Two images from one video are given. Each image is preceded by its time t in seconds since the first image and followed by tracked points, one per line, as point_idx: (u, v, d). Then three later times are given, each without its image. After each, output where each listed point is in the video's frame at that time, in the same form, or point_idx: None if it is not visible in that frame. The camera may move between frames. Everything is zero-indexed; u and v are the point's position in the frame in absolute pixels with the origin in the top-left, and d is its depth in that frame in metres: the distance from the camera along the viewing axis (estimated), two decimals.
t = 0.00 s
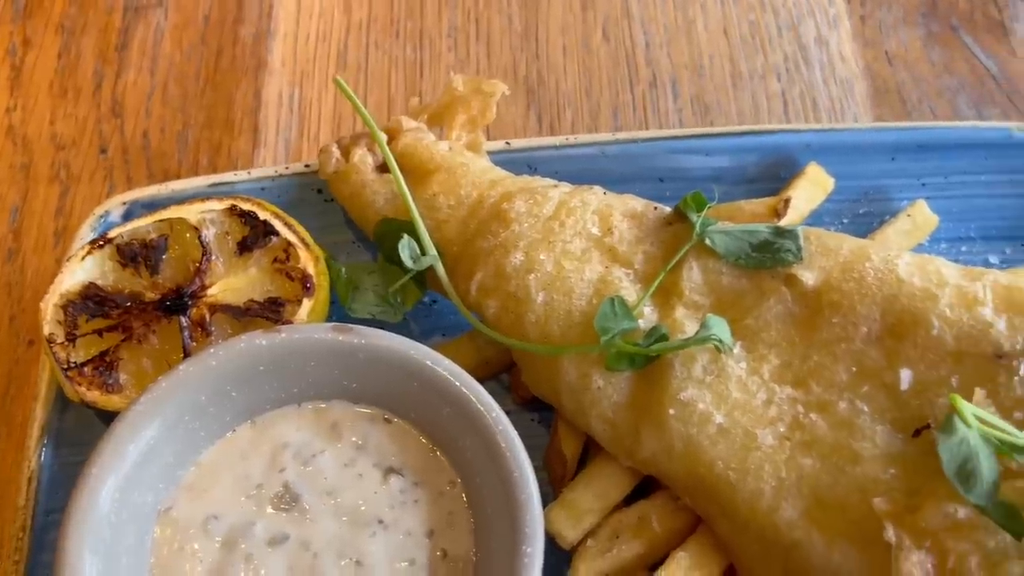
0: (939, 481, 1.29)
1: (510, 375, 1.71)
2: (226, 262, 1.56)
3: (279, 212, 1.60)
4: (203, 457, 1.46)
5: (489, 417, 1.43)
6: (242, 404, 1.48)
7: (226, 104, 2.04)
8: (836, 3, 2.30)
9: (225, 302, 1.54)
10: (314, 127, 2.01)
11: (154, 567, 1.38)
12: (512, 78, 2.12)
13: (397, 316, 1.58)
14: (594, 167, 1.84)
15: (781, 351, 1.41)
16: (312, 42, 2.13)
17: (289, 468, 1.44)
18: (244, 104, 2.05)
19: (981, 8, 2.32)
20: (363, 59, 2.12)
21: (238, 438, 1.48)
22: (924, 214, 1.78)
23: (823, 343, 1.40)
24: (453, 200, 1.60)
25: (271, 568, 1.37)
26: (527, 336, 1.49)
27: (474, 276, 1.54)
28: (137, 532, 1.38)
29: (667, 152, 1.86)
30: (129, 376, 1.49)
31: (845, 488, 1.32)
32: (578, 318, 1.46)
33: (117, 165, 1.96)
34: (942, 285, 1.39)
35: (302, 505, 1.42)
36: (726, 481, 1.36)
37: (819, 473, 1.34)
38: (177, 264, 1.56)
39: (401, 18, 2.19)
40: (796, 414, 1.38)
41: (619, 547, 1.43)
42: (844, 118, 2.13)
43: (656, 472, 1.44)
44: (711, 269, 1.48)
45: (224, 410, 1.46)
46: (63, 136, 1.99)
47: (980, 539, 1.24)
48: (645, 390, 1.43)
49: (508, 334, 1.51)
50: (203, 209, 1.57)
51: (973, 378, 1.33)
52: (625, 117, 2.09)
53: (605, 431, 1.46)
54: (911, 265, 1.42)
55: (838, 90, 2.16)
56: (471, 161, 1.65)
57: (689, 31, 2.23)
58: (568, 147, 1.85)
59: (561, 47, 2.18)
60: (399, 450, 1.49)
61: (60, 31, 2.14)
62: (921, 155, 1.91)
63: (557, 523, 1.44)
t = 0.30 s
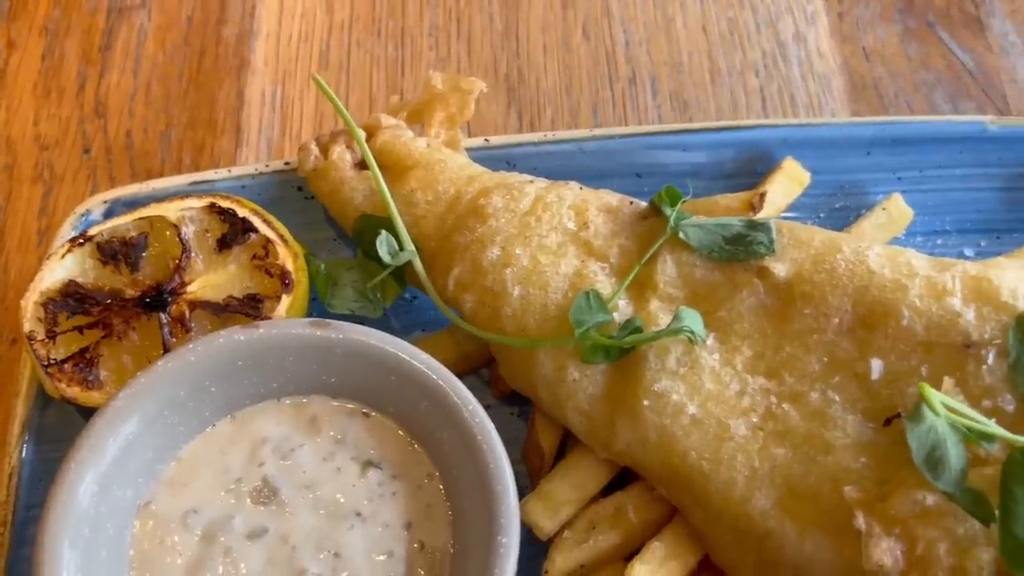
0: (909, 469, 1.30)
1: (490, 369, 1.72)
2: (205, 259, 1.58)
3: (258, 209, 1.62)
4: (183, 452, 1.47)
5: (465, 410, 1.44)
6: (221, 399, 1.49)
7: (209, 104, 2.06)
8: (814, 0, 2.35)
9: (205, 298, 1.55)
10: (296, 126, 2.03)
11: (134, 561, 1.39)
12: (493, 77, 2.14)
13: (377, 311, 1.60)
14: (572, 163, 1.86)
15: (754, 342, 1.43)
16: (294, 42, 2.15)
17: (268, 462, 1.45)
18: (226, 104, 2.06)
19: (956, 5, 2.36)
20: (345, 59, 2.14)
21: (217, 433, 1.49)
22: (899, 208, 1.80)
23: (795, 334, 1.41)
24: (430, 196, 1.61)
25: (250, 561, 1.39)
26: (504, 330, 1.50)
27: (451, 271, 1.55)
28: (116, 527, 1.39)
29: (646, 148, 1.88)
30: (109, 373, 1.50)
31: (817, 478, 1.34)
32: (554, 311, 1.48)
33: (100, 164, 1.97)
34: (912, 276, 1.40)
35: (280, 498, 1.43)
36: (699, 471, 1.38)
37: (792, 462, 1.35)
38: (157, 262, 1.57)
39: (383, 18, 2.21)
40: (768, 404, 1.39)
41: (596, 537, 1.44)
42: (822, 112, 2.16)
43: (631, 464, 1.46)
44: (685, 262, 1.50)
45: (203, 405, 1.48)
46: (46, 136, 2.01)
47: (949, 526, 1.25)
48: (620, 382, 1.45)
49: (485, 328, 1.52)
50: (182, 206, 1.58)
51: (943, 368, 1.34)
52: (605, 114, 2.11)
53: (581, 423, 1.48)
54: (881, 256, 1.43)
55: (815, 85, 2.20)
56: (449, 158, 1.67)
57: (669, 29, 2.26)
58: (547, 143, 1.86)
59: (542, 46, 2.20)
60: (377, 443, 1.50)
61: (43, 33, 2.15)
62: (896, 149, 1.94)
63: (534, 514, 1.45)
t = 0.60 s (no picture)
0: (875, 452, 1.32)
1: (469, 362, 1.74)
2: (185, 253, 1.60)
3: (237, 204, 1.64)
4: (163, 443, 1.49)
5: (442, 400, 1.46)
6: (200, 391, 1.51)
7: (192, 103, 2.08)
8: None
9: (185, 292, 1.57)
10: (278, 124, 2.05)
11: (114, 551, 1.41)
12: (474, 75, 2.17)
13: (355, 305, 1.63)
14: (550, 159, 1.89)
15: (724, 331, 1.45)
16: (277, 42, 2.17)
17: (247, 453, 1.47)
18: (210, 103, 2.08)
19: (933, 2, 2.39)
20: (327, 57, 2.16)
21: (197, 425, 1.51)
22: (874, 200, 1.81)
23: (764, 322, 1.44)
24: (407, 190, 1.64)
25: (228, 549, 1.40)
26: (479, 321, 1.52)
27: (428, 264, 1.57)
28: (96, 517, 1.41)
29: (623, 143, 1.90)
30: (90, 366, 1.52)
31: (786, 463, 1.36)
32: (528, 302, 1.50)
33: (84, 163, 1.99)
34: (879, 264, 1.42)
35: (259, 488, 1.45)
36: (671, 458, 1.40)
37: (761, 448, 1.37)
38: (137, 257, 1.59)
39: (365, 17, 2.23)
40: (739, 391, 1.41)
41: (571, 525, 1.46)
42: (800, 108, 2.18)
43: (605, 452, 1.48)
44: (657, 253, 1.52)
45: (183, 397, 1.50)
46: (31, 136, 2.03)
47: (915, 508, 1.27)
48: (594, 371, 1.47)
49: (461, 319, 1.54)
50: (163, 202, 1.60)
51: (909, 354, 1.37)
52: (585, 111, 2.14)
53: (556, 412, 1.50)
54: (849, 245, 1.46)
55: (793, 82, 2.22)
56: (426, 152, 1.69)
57: (648, 27, 2.28)
58: (525, 139, 1.88)
59: (523, 44, 2.22)
60: (356, 434, 1.52)
61: (28, 34, 2.18)
62: (872, 143, 1.95)
63: (510, 502, 1.47)
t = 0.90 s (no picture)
0: (843, 436, 1.34)
1: (450, 355, 1.76)
2: (167, 247, 1.62)
3: (219, 199, 1.66)
4: (145, 434, 1.51)
5: (419, 388, 1.49)
6: (182, 382, 1.53)
7: (178, 102, 2.11)
8: None
9: (167, 285, 1.60)
10: (263, 122, 2.07)
11: (96, 539, 1.42)
12: (457, 73, 2.19)
13: (336, 298, 1.64)
14: (530, 154, 1.91)
15: (697, 318, 1.48)
16: (262, 41, 2.20)
17: (229, 443, 1.49)
18: (195, 102, 2.11)
19: None
20: (311, 56, 2.19)
21: (179, 415, 1.53)
22: (851, 193, 1.82)
23: (736, 310, 1.46)
24: (387, 183, 1.66)
25: (209, 537, 1.42)
26: (457, 311, 1.54)
27: (406, 256, 1.60)
28: (78, 506, 1.43)
29: (602, 138, 1.92)
30: (73, 358, 1.55)
31: (756, 448, 1.38)
32: (504, 292, 1.52)
33: (70, 162, 2.01)
34: (847, 252, 1.45)
35: (239, 477, 1.46)
36: (644, 444, 1.42)
37: (733, 433, 1.39)
38: (119, 251, 1.62)
39: (349, 17, 2.26)
40: (710, 377, 1.44)
41: (547, 511, 1.48)
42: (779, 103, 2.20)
43: (581, 439, 1.50)
44: (631, 243, 1.55)
45: (164, 387, 1.52)
46: (18, 136, 2.05)
47: (882, 490, 1.29)
48: (569, 359, 1.50)
49: (439, 310, 1.56)
50: (145, 197, 1.63)
51: (877, 339, 1.39)
52: (566, 108, 2.16)
53: (532, 400, 1.52)
54: (819, 233, 1.48)
55: (773, 77, 2.24)
56: (405, 147, 1.72)
57: (630, 25, 2.30)
58: (505, 135, 1.91)
59: (505, 42, 2.25)
60: (336, 424, 1.54)
61: (16, 36, 2.21)
62: (848, 137, 1.98)
63: (487, 490, 1.49)
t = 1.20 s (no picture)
0: (814, 422, 1.37)
1: (432, 347, 1.79)
2: (152, 243, 1.64)
3: (202, 195, 1.70)
4: (129, 426, 1.53)
5: (399, 378, 1.51)
6: (166, 374, 1.56)
7: (165, 101, 2.13)
8: None
9: (152, 280, 1.61)
10: (249, 121, 2.10)
11: (80, 529, 1.45)
12: (441, 71, 2.22)
13: (319, 292, 1.67)
14: (512, 150, 1.93)
15: (672, 309, 1.50)
16: (248, 42, 2.23)
17: (212, 434, 1.51)
18: (182, 101, 2.13)
19: None
20: (297, 56, 2.21)
21: (163, 407, 1.55)
22: (828, 187, 1.84)
23: (711, 300, 1.49)
24: (369, 179, 1.69)
25: (192, 526, 1.44)
26: (437, 303, 1.56)
27: (387, 250, 1.62)
28: (63, 496, 1.45)
29: (583, 134, 1.94)
30: (58, 352, 1.56)
31: (730, 434, 1.40)
32: (484, 284, 1.54)
33: (58, 161, 2.04)
34: (820, 242, 1.47)
35: (222, 467, 1.49)
36: (620, 431, 1.45)
37: (707, 421, 1.42)
38: (105, 246, 1.63)
39: (334, 17, 2.28)
40: (686, 366, 1.46)
41: (526, 499, 1.50)
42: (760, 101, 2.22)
43: (559, 428, 1.52)
44: (609, 235, 1.57)
45: (149, 379, 1.54)
46: (6, 135, 2.07)
47: (851, 474, 1.32)
48: (547, 349, 1.52)
49: (420, 303, 1.58)
50: (130, 193, 1.66)
51: (849, 327, 1.42)
52: (549, 105, 2.18)
53: (511, 390, 1.54)
54: (792, 225, 1.51)
55: (754, 75, 2.26)
56: (387, 143, 1.74)
57: (612, 24, 2.33)
58: (487, 131, 1.93)
59: (488, 42, 2.27)
60: (318, 415, 1.56)
61: (5, 37, 2.23)
62: (827, 132, 2.00)
63: (467, 479, 1.52)
